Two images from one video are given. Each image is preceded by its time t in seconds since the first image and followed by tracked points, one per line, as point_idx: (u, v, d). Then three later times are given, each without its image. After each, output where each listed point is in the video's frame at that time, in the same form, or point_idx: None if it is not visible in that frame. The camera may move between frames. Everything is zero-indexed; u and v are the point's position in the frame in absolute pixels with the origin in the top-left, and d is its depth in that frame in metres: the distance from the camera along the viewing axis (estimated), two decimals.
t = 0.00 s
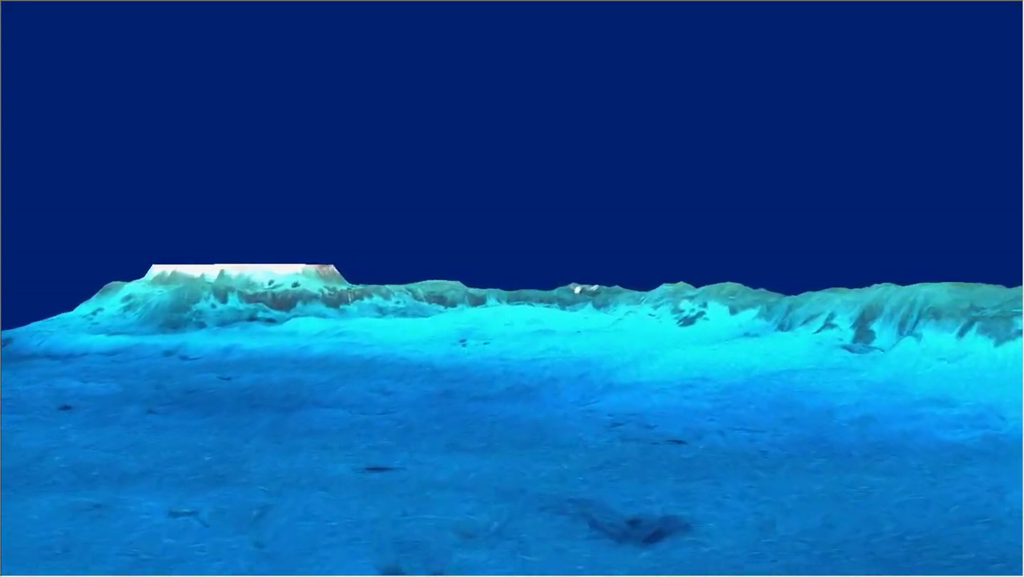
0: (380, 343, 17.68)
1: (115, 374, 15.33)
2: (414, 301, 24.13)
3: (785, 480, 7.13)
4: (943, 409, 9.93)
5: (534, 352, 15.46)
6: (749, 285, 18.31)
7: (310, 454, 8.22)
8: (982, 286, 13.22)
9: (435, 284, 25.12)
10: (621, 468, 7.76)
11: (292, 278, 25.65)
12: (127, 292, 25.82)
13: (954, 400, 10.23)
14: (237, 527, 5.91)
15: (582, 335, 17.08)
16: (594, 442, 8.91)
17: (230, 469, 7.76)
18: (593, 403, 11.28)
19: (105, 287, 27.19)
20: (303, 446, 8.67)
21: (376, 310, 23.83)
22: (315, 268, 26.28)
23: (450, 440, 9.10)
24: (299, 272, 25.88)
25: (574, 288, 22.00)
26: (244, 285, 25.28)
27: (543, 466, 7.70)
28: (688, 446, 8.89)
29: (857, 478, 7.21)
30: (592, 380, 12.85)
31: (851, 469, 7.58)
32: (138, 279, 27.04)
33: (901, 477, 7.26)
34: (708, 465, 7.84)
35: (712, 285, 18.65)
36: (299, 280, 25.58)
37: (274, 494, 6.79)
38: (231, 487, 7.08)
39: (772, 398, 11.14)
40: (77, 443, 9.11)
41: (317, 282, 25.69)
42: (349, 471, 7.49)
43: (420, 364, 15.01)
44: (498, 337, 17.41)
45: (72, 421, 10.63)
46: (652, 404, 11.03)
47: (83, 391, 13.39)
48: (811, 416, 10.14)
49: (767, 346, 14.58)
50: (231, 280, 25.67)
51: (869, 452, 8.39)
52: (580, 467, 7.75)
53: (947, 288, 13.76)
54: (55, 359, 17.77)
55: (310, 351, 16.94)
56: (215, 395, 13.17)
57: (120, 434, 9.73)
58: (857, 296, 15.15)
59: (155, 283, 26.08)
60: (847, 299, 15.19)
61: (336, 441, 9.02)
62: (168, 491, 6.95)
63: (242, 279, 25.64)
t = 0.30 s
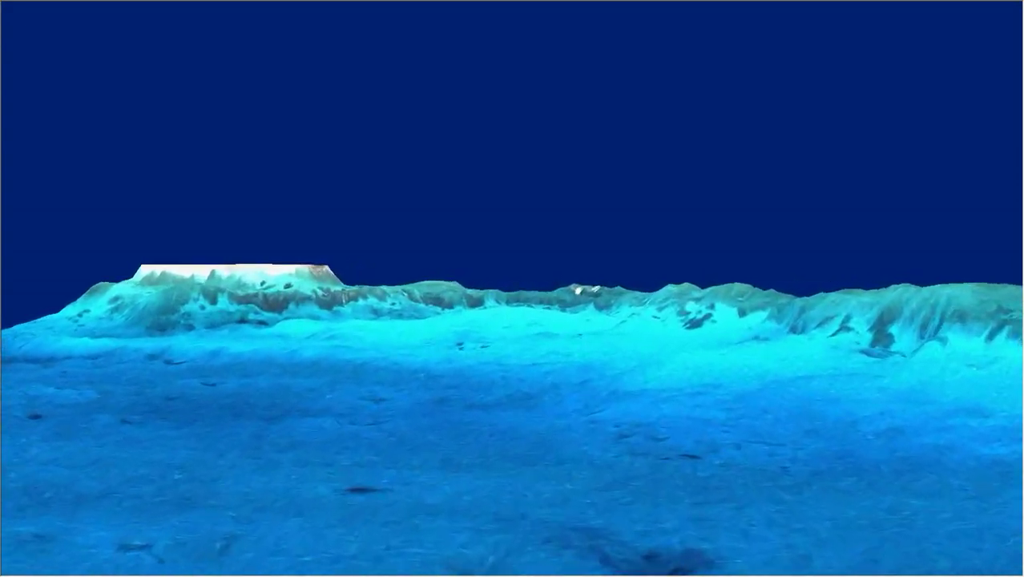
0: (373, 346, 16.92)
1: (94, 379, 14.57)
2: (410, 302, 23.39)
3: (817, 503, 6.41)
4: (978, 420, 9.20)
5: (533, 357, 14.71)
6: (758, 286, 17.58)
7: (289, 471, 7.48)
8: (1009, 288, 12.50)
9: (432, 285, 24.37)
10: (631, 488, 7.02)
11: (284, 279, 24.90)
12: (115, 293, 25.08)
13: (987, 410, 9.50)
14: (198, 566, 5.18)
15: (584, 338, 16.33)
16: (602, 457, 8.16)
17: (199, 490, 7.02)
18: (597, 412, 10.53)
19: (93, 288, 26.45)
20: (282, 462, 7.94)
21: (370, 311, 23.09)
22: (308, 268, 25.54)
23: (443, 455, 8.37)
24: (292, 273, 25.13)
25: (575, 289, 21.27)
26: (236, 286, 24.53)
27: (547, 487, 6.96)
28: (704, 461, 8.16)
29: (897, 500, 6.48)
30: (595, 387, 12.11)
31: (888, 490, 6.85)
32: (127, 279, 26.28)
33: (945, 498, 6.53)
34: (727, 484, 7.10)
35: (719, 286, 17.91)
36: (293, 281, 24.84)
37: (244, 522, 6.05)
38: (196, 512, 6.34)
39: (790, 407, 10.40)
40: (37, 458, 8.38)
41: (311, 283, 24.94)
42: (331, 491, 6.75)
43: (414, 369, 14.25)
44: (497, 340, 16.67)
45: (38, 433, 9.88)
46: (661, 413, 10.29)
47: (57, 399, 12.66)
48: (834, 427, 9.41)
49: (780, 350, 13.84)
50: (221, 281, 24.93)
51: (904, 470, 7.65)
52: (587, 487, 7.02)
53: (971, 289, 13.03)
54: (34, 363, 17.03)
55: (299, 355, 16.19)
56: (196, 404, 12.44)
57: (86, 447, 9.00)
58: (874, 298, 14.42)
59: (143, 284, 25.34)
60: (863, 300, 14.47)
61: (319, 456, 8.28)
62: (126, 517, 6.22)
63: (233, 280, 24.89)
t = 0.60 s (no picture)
0: (366, 350, 16.18)
1: (71, 386, 13.84)
2: (407, 304, 22.64)
3: (856, 534, 5.68)
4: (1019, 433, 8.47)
5: (534, 361, 13.98)
6: (768, 287, 16.83)
7: (264, 492, 6.75)
8: None
9: (428, 286, 23.62)
10: (644, 513, 6.29)
11: (277, 279, 24.14)
12: (102, 293, 24.34)
13: None
14: None
15: (587, 341, 15.59)
16: (611, 476, 7.42)
17: (162, 514, 6.29)
18: (603, 423, 9.80)
19: (80, 289, 25.73)
20: (258, 481, 7.20)
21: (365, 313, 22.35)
22: (302, 268, 24.80)
23: (435, 472, 7.64)
24: (285, 273, 24.38)
25: (577, 290, 20.54)
26: (227, 287, 23.80)
27: (551, 512, 6.23)
28: (723, 479, 7.43)
29: (946, 530, 5.75)
30: (600, 394, 11.38)
31: (932, 516, 6.12)
32: (115, 279, 25.52)
33: (1001, 527, 5.81)
34: (752, 508, 6.37)
35: (727, 287, 17.16)
36: (285, 282, 24.10)
37: (205, 560, 5.31)
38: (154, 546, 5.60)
39: (811, 417, 9.67)
40: None
41: (304, 284, 24.21)
42: (308, 519, 6.02)
43: (408, 375, 13.51)
44: (496, 343, 15.93)
45: None
46: (672, 424, 9.55)
47: (28, 407, 11.92)
48: (861, 440, 8.67)
49: (795, 354, 13.11)
50: (212, 281, 24.17)
51: (945, 493, 6.91)
52: (597, 512, 6.28)
53: (999, 291, 12.31)
54: (11, 368, 16.29)
55: (289, 359, 15.45)
56: (176, 411, 11.70)
57: (46, 463, 8.27)
58: (893, 299, 13.69)
59: (132, 284, 24.61)
60: (882, 302, 13.74)
61: (299, 473, 7.54)
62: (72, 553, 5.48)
63: (224, 280, 24.16)
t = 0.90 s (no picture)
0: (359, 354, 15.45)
1: (47, 392, 13.13)
2: (403, 305, 21.92)
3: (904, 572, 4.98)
4: None
5: (535, 366, 13.27)
6: (779, 288, 16.11)
7: (234, 517, 6.04)
8: None
9: (425, 286, 22.89)
10: (660, 543, 5.58)
11: (269, 280, 23.42)
12: (89, 294, 23.62)
13: None
14: None
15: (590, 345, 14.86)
16: (621, 497, 6.71)
17: (115, 546, 5.58)
18: (610, 434, 9.07)
19: (67, 290, 25.01)
20: (229, 503, 6.49)
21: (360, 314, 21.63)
22: (296, 269, 24.08)
23: (427, 492, 6.93)
24: (277, 274, 23.64)
25: (578, 291, 19.82)
26: (217, 287, 23.08)
27: (556, 543, 5.52)
28: (745, 501, 6.72)
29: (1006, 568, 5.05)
30: (606, 402, 10.66)
31: (986, 550, 5.42)
32: (102, 280, 24.80)
33: None
34: (782, 537, 5.66)
35: (736, 287, 16.43)
36: (278, 282, 23.38)
37: None
38: None
39: (834, 428, 8.95)
40: None
41: (298, 284, 23.49)
42: (280, 553, 5.31)
43: (402, 380, 12.79)
44: (495, 346, 15.21)
45: None
46: (685, 437, 8.83)
47: None
48: (892, 455, 7.96)
49: (811, 358, 12.39)
50: (202, 282, 23.45)
51: (994, 519, 6.21)
52: (608, 543, 5.57)
53: None
54: None
55: (278, 364, 14.73)
56: (154, 420, 10.99)
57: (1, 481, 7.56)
58: (913, 301, 12.98)
59: (120, 285, 23.88)
60: (902, 303, 13.02)
61: (276, 493, 6.82)
62: None
63: (215, 280, 23.44)
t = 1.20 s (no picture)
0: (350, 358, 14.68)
1: (18, 399, 12.36)
2: (399, 306, 21.15)
3: None
4: None
5: (536, 370, 12.51)
6: (792, 288, 15.35)
7: (192, 552, 5.28)
8: None
9: (421, 287, 22.12)
10: None
11: (261, 280, 22.65)
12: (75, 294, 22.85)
13: None
14: None
15: (594, 348, 14.09)
16: (635, 525, 5.95)
17: None
18: (619, 448, 8.31)
19: (52, 290, 24.24)
20: (191, 533, 5.73)
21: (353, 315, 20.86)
22: (288, 269, 23.31)
23: (416, 517, 6.17)
24: (269, 274, 22.87)
25: (579, 292, 19.07)
26: (207, 288, 22.31)
27: None
28: (775, 530, 5.96)
29: None
30: (613, 410, 9.91)
31: None
32: (89, 280, 24.02)
33: None
34: None
35: (746, 288, 15.67)
36: (269, 282, 22.62)
37: None
38: None
39: (863, 442, 8.19)
40: None
41: (290, 285, 22.72)
42: None
43: (395, 387, 12.02)
44: (494, 350, 14.45)
45: None
46: (701, 451, 8.07)
47: None
48: (931, 473, 7.21)
49: (830, 363, 11.63)
50: (191, 282, 22.68)
51: None
52: None
53: None
54: None
55: (265, 369, 13.96)
56: (126, 430, 10.22)
57: None
58: (938, 303, 12.22)
59: (106, 285, 23.12)
60: (926, 305, 12.27)
61: (246, 520, 6.06)
62: None
63: (205, 280, 22.66)
